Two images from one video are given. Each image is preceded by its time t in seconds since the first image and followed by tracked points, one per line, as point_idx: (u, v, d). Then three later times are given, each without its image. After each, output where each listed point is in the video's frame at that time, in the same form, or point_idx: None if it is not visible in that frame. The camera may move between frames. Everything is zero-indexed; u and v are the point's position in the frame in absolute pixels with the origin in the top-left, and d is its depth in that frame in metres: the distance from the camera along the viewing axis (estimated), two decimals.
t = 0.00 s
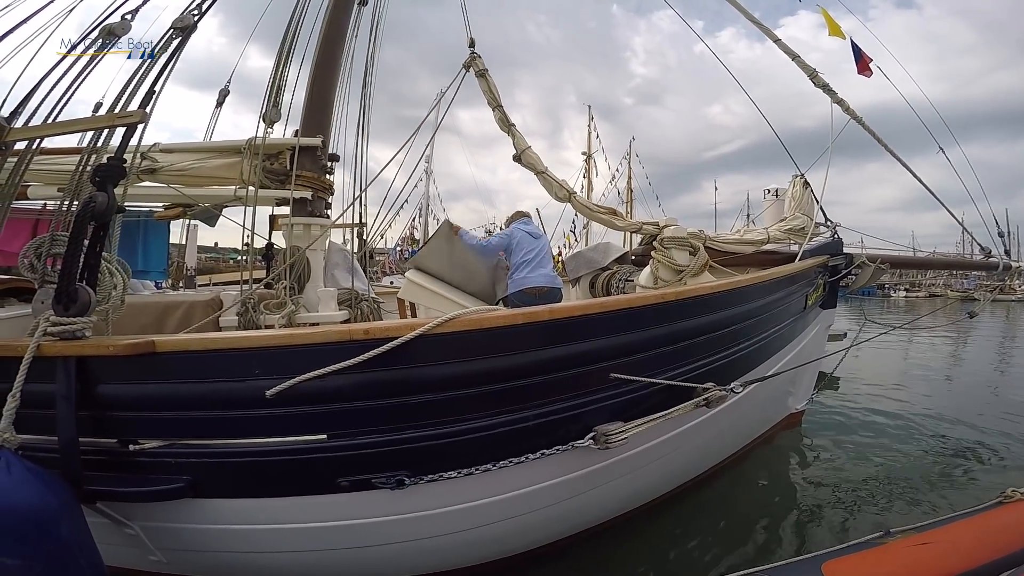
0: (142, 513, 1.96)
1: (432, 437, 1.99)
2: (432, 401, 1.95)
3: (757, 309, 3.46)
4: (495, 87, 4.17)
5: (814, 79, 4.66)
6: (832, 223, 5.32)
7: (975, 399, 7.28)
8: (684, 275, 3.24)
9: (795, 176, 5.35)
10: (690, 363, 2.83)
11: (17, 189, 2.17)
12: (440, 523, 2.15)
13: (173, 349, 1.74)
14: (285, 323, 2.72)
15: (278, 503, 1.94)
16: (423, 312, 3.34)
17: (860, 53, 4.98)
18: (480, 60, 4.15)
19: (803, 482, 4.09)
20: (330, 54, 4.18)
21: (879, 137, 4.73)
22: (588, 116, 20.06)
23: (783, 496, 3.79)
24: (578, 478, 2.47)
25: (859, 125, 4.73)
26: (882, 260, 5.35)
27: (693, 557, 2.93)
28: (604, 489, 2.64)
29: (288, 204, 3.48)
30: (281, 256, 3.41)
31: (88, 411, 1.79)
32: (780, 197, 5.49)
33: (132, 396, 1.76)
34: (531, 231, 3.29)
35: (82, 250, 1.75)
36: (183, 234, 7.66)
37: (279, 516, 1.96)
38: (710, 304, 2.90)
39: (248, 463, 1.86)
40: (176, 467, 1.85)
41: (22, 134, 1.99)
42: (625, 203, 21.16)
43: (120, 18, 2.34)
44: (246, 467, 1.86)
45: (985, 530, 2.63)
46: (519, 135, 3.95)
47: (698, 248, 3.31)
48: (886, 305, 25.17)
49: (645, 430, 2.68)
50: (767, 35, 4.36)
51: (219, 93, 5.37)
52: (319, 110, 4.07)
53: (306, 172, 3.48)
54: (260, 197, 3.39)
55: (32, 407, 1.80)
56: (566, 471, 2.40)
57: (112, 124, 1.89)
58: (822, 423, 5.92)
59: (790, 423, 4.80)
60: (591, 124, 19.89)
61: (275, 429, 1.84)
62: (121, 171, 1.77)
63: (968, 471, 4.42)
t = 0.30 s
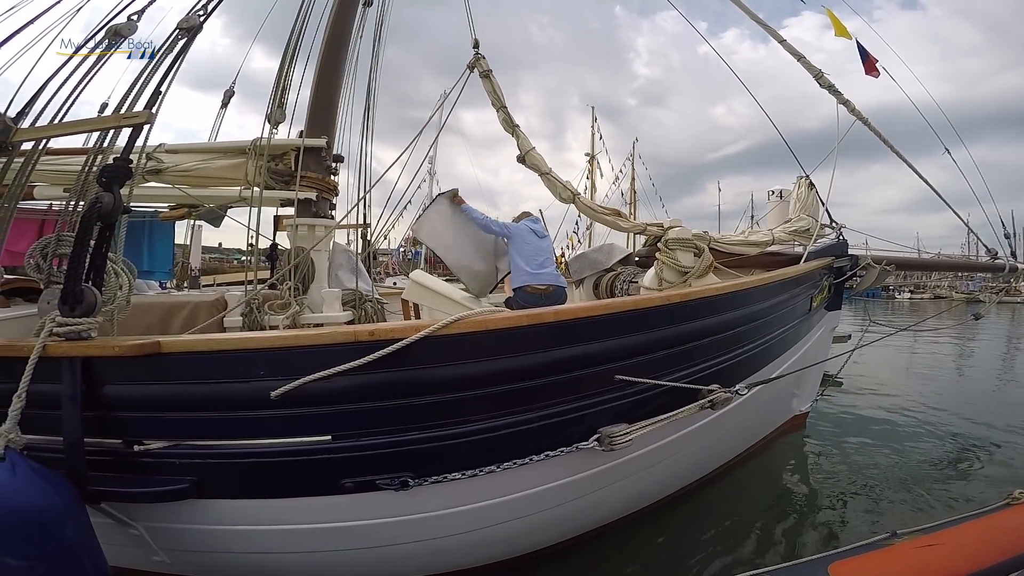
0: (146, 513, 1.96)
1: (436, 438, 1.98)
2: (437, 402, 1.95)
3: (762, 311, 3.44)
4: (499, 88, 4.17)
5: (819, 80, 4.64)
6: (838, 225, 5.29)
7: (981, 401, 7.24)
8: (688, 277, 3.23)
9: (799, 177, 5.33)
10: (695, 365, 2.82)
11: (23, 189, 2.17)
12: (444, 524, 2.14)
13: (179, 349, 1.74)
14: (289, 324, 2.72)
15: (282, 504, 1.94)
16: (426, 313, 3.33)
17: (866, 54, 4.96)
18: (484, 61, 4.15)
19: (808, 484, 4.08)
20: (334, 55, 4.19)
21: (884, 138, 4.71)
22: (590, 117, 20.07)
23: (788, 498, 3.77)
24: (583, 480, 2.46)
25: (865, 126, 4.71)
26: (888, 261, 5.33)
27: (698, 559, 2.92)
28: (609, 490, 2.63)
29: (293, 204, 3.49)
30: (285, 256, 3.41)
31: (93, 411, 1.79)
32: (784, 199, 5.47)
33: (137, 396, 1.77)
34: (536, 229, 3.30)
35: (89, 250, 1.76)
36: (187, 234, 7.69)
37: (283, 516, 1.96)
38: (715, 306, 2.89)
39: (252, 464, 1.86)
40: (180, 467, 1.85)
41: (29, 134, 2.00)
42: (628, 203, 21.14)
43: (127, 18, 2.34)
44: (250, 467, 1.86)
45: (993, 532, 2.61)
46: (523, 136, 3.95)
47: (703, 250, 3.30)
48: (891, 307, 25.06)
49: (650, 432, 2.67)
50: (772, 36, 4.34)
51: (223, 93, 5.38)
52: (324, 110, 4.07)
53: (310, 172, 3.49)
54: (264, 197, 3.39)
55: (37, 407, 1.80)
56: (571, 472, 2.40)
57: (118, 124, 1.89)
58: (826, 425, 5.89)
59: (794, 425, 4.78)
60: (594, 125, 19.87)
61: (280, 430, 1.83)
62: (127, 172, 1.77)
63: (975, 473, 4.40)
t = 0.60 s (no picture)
0: (150, 511, 1.96)
1: (439, 437, 1.98)
2: (439, 401, 1.94)
3: (767, 309, 3.42)
4: (502, 85, 4.15)
5: (824, 77, 4.61)
6: (843, 222, 5.26)
7: (988, 400, 7.19)
8: (692, 275, 3.21)
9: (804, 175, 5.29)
10: (699, 364, 2.81)
11: (27, 188, 2.18)
12: (446, 523, 2.14)
13: (182, 348, 1.74)
14: (293, 322, 2.72)
15: (285, 503, 1.94)
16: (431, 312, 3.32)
17: (872, 50, 4.92)
18: (487, 58, 4.13)
19: (812, 483, 4.06)
20: (337, 53, 4.18)
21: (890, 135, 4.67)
22: (594, 115, 20.01)
23: (793, 497, 3.75)
24: (587, 479, 2.45)
25: (870, 123, 4.68)
26: (893, 259, 5.29)
27: (703, 557, 2.90)
28: (612, 489, 2.62)
29: (296, 203, 3.49)
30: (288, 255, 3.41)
31: (96, 410, 1.79)
32: (789, 197, 5.44)
33: (141, 394, 1.77)
34: (537, 227, 3.29)
35: (92, 249, 1.76)
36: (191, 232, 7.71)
37: (286, 515, 1.96)
38: (720, 304, 2.87)
39: (256, 462, 1.85)
40: (184, 466, 1.85)
41: (33, 133, 2.00)
42: (632, 202, 21.08)
43: (129, 16, 2.34)
44: (254, 466, 1.86)
45: (1000, 532, 2.59)
46: (526, 134, 3.93)
47: (707, 248, 3.28)
48: (896, 305, 24.94)
49: (654, 431, 2.66)
50: (776, 33, 4.32)
51: (227, 92, 5.39)
52: (327, 109, 4.07)
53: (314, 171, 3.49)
54: (268, 196, 3.39)
55: (41, 406, 1.81)
56: (574, 471, 2.39)
57: (121, 123, 1.89)
58: (831, 423, 5.87)
59: (799, 424, 4.76)
60: (598, 123, 19.81)
61: (284, 428, 1.83)
62: (130, 171, 1.77)
63: (981, 472, 4.37)
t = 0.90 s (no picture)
0: (155, 514, 1.97)
1: (443, 442, 1.98)
2: (443, 407, 1.94)
3: (772, 315, 3.41)
4: (506, 90, 4.16)
5: (829, 81, 4.60)
6: (848, 227, 5.24)
7: (995, 406, 7.13)
8: (697, 280, 3.21)
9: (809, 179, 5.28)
10: (704, 370, 2.80)
11: (37, 190, 2.20)
12: (449, 527, 2.14)
13: (189, 352, 1.75)
14: (298, 326, 2.74)
15: (289, 506, 1.94)
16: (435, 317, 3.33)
17: (877, 54, 4.91)
18: (492, 63, 4.15)
19: (818, 489, 4.03)
20: (343, 57, 4.20)
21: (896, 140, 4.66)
22: (598, 119, 20.02)
23: (798, 503, 3.73)
24: (590, 484, 2.44)
25: (876, 127, 4.66)
26: (899, 264, 5.27)
27: (707, 563, 2.89)
28: (615, 494, 2.61)
29: (302, 207, 3.51)
30: (294, 258, 3.42)
31: (103, 413, 1.80)
32: (794, 202, 5.42)
33: (147, 398, 1.78)
34: (534, 236, 3.27)
35: (100, 253, 1.77)
36: (198, 235, 7.77)
37: (290, 518, 1.97)
38: (725, 310, 2.87)
39: (260, 466, 1.86)
40: (189, 469, 1.86)
41: (44, 136, 2.02)
42: (636, 205, 21.08)
43: (138, 20, 2.36)
44: (258, 470, 1.87)
45: (1008, 538, 2.56)
46: (531, 138, 3.94)
47: (711, 253, 3.27)
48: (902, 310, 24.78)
49: (657, 437, 2.65)
50: (781, 37, 4.31)
51: (233, 95, 5.43)
52: (332, 113, 4.09)
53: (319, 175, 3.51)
54: (274, 200, 3.41)
55: (49, 408, 1.82)
56: (577, 476, 2.38)
57: (130, 127, 1.91)
58: (837, 429, 5.83)
59: (803, 430, 4.73)
60: (602, 127, 19.80)
61: (288, 432, 1.84)
62: (139, 175, 1.78)
63: (989, 478, 4.33)
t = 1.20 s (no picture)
0: (167, 514, 1.99)
1: (450, 445, 1.99)
2: (451, 411, 1.95)
3: (781, 319, 3.39)
4: (514, 94, 4.18)
5: (837, 84, 4.58)
6: (859, 231, 5.20)
7: (1009, 411, 7.03)
8: (706, 285, 3.20)
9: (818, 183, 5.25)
10: (712, 375, 2.79)
11: (54, 193, 2.24)
12: (456, 530, 2.14)
13: (202, 355, 1.78)
14: (308, 329, 2.76)
15: (299, 507, 1.96)
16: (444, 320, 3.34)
17: (886, 57, 4.88)
18: (499, 67, 4.17)
19: (827, 493, 4.00)
20: (352, 62, 4.24)
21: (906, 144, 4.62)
22: (606, 123, 20.06)
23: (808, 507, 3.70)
24: (597, 487, 2.44)
25: (885, 131, 4.64)
26: (910, 268, 5.22)
27: (716, 567, 2.87)
28: (623, 498, 2.61)
29: (312, 211, 3.54)
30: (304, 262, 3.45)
31: (118, 414, 1.83)
32: (803, 205, 5.39)
33: (161, 400, 1.80)
34: (544, 240, 3.28)
35: (116, 256, 1.80)
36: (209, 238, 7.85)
37: (300, 519, 1.98)
38: (733, 314, 2.86)
39: (271, 468, 1.88)
40: (201, 470, 1.88)
41: (59, 141, 2.06)
42: (644, 208, 21.05)
43: (151, 24, 2.39)
44: (269, 471, 1.89)
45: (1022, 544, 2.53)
46: (538, 142, 3.96)
47: (720, 257, 3.26)
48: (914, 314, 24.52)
49: (665, 441, 2.65)
50: (789, 40, 4.30)
51: (245, 99, 5.49)
52: (342, 117, 4.13)
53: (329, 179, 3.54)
54: (285, 203, 3.45)
55: (65, 409, 1.85)
56: (584, 480, 2.38)
57: (145, 131, 1.94)
58: (847, 433, 5.78)
59: (813, 434, 4.69)
60: (610, 130, 19.81)
61: (299, 434, 1.86)
62: (154, 179, 1.81)
63: (1003, 484, 4.27)
